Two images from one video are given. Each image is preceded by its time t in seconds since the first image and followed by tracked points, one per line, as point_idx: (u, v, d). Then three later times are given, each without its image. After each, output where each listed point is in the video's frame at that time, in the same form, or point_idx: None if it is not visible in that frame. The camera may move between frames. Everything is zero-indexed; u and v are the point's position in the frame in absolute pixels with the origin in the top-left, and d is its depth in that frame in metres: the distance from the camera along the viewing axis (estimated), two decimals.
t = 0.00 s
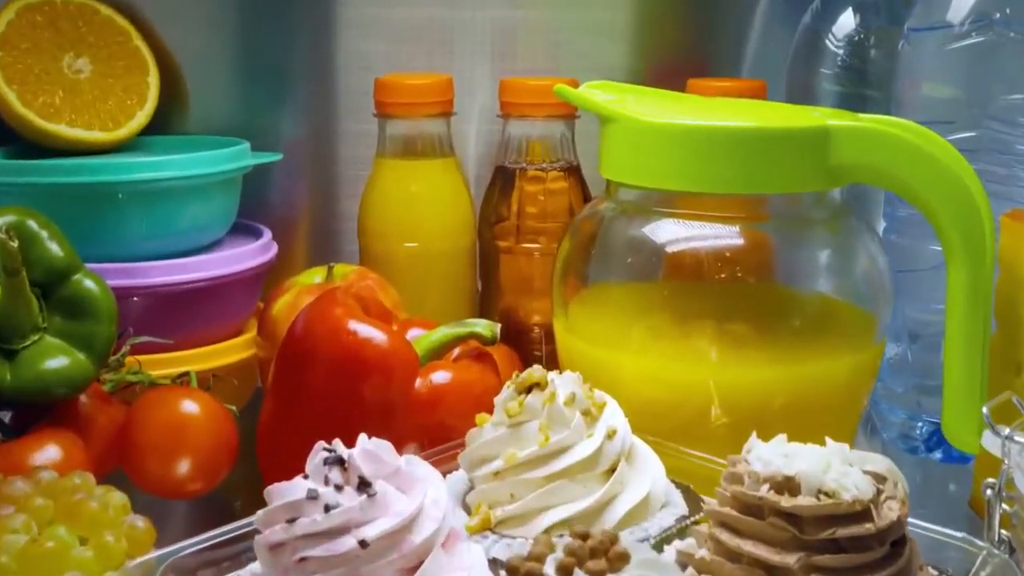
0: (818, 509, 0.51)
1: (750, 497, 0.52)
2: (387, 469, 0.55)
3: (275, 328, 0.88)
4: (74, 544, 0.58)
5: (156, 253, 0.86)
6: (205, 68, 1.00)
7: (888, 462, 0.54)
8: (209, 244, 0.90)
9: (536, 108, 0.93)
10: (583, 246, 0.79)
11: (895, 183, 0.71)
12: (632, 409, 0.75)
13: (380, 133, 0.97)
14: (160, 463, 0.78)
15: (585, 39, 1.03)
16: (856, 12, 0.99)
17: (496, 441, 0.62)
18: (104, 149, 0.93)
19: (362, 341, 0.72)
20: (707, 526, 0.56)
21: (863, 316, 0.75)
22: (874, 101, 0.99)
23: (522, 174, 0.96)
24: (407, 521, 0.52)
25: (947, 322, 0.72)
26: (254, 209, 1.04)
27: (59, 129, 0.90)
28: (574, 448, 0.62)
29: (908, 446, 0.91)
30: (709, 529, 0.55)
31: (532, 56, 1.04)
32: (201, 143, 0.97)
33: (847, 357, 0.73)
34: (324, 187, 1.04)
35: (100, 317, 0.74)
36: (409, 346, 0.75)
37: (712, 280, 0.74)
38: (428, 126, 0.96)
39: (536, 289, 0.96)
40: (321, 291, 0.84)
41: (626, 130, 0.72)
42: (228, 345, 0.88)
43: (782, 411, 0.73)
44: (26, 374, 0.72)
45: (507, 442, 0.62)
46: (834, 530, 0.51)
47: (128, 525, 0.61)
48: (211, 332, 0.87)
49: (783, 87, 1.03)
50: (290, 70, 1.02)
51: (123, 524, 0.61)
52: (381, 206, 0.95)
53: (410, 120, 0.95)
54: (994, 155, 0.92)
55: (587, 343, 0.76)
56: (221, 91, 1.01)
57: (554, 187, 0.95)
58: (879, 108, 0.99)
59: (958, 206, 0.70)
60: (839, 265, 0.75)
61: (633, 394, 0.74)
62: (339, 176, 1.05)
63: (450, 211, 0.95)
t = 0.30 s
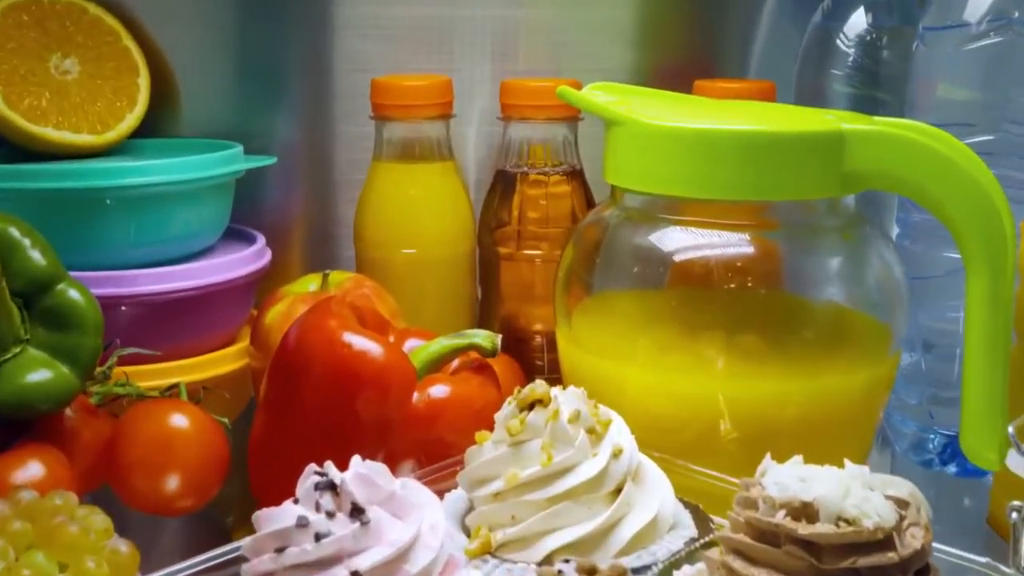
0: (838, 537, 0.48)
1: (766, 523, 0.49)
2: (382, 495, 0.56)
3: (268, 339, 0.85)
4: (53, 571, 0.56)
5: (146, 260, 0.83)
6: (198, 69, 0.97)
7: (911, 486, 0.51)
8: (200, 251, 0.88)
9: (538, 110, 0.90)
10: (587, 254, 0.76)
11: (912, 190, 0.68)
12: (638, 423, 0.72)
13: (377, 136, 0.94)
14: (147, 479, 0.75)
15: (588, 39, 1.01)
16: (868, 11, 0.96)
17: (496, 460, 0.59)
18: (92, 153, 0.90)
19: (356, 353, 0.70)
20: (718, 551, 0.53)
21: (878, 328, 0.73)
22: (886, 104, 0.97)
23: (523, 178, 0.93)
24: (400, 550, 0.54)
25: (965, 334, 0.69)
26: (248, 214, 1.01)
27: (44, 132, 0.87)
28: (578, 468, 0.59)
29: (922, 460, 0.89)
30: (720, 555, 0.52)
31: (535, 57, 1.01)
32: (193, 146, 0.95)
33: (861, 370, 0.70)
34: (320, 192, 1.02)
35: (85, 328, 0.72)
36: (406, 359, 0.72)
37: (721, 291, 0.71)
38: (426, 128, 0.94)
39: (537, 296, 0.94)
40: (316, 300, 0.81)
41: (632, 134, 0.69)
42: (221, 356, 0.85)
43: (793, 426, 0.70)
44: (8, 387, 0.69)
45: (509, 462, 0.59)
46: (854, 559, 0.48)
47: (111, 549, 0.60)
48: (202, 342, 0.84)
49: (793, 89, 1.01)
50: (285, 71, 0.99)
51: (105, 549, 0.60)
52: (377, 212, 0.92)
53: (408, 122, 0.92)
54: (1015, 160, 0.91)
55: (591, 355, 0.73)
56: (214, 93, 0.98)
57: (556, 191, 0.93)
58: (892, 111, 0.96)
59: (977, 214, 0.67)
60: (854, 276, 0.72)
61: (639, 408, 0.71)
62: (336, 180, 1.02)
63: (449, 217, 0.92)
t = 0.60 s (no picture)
0: (861, 565, 0.46)
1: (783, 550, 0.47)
2: (377, 521, 0.57)
3: (260, 349, 0.82)
4: None
5: (135, 267, 0.81)
6: (190, 70, 0.94)
7: (933, 510, 0.50)
8: (192, 257, 0.85)
9: (539, 112, 0.88)
10: (591, 261, 0.73)
11: (928, 197, 0.65)
12: (644, 438, 0.69)
13: (373, 139, 0.92)
14: (135, 495, 0.73)
15: (590, 39, 0.98)
16: (879, 10, 0.94)
17: (496, 480, 0.57)
18: (81, 156, 0.88)
19: (350, 366, 0.67)
20: None
21: (893, 338, 0.70)
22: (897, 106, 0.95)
23: (524, 182, 0.91)
24: None
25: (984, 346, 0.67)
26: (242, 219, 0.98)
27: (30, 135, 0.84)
28: (582, 489, 0.56)
29: (936, 473, 0.87)
30: None
31: (536, 57, 0.98)
32: (184, 149, 0.92)
33: (874, 386, 0.68)
34: (316, 196, 0.99)
35: (70, 340, 0.69)
36: (403, 371, 0.69)
37: (731, 301, 0.68)
38: (425, 131, 0.91)
39: (538, 304, 0.91)
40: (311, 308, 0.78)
41: (638, 137, 0.67)
42: (213, 366, 0.83)
43: (803, 443, 0.67)
44: None
45: (509, 481, 0.57)
46: None
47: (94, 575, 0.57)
48: (193, 351, 0.82)
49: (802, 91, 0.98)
50: (279, 72, 0.96)
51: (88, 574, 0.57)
52: (374, 217, 0.90)
53: (407, 125, 0.90)
54: None
55: (594, 367, 0.70)
56: (206, 94, 0.95)
57: (558, 196, 0.90)
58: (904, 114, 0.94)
59: (997, 222, 0.64)
60: (867, 284, 0.70)
61: (645, 423, 0.69)
62: (333, 184, 0.99)
63: (448, 222, 0.90)
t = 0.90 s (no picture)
0: None
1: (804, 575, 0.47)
2: (371, 547, 0.55)
3: (253, 359, 0.79)
4: None
5: (125, 274, 0.78)
6: (182, 71, 0.92)
7: (956, 537, 0.49)
8: (183, 264, 0.82)
9: (540, 114, 0.85)
10: (596, 267, 0.71)
11: (946, 202, 0.63)
12: (649, 453, 0.67)
13: (370, 141, 0.89)
14: (123, 511, 0.70)
15: (592, 39, 0.96)
16: (891, 9, 0.92)
17: (496, 500, 0.54)
18: (70, 159, 0.85)
19: (344, 378, 0.65)
20: None
21: (909, 349, 0.67)
22: (909, 109, 0.93)
23: (525, 187, 0.88)
24: None
25: (1003, 357, 0.64)
26: (235, 224, 0.96)
27: (17, 137, 0.81)
28: (587, 509, 0.54)
29: (949, 485, 0.85)
30: None
31: (538, 58, 0.96)
32: (176, 152, 0.89)
33: (888, 401, 0.65)
34: (311, 200, 0.97)
35: (56, 351, 0.67)
36: (400, 384, 0.67)
37: (740, 311, 0.66)
38: (423, 133, 0.89)
39: (540, 310, 0.89)
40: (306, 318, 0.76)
41: (643, 141, 0.64)
42: (205, 376, 0.80)
43: (814, 458, 0.64)
44: None
45: (511, 502, 0.54)
46: None
47: None
48: (185, 361, 0.79)
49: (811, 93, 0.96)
50: (273, 73, 0.94)
51: None
52: (370, 222, 0.87)
53: (405, 127, 0.87)
54: None
55: (598, 379, 0.68)
56: (199, 95, 0.93)
57: (560, 200, 0.88)
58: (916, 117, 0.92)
59: (1017, 228, 0.62)
60: (881, 292, 0.67)
61: (649, 437, 0.66)
62: (329, 187, 0.97)
63: (447, 226, 0.87)
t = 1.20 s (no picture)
0: None
1: None
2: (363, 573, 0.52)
3: (245, 369, 0.77)
4: None
5: (115, 281, 0.76)
6: (174, 72, 0.90)
7: (982, 563, 0.49)
8: (175, 269, 0.80)
9: (541, 116, 0.83)
10: (599, 275, 0.69)
11: (963, 210, 0.60)
12: (654, 468, 0.65)
13: (367, 143, 0.87)
14: (112, 528, 0.67)
15: (595, 39, 0.93)
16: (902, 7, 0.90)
17: (497, 520, 0.52)
18: (59, 162, 0.83)
19: (339, 391, 0.62)
20: None
21: (924, 360, 0.65)
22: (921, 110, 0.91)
23: (525, 190, 0.86)
24: None
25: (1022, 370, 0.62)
26: (230, 228, 0.94)
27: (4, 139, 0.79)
28: (591, 530, 0.52)
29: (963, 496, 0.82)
30: None
31: (540, 58, 0.93)
32: (167, 154, 0.87)
33: (901, 417, 0.63)
34: (307, 204, 0.94)
35: (41, 363, 0.65)
36: (397, 397, 0.65)
37: (749, 321, 0.64)
38: (421, 136, 0.87)
39: (541, 317, 0.86)
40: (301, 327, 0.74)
41: (648, 145, 0.62)
42: (197, 385, 0.78)
43: (825, 476, 0.62)
44: None
45: (513, 523, 0.52)
46: None
47: None
48: (176, 370, 0.77)
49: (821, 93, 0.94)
50: (267, 74, 0.91)
51: None
52: (367, 227, 0.85)
53: (401, 129, 0.85)
54: None
55: (601, 391, 0.66)
56: (191, 97, 0.91)
57: (561, 204, 0.86)
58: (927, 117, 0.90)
59: None
60: (895, 301, 0.65)
61: (654, 452, 0.64)
62: (324, 191, 0.94)
63: (446, 232, 0.85)
